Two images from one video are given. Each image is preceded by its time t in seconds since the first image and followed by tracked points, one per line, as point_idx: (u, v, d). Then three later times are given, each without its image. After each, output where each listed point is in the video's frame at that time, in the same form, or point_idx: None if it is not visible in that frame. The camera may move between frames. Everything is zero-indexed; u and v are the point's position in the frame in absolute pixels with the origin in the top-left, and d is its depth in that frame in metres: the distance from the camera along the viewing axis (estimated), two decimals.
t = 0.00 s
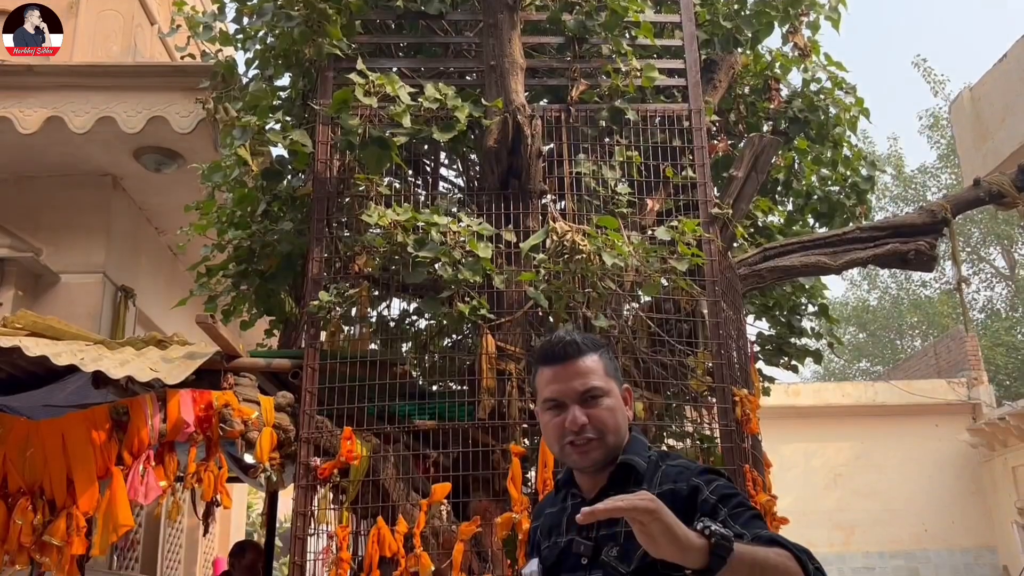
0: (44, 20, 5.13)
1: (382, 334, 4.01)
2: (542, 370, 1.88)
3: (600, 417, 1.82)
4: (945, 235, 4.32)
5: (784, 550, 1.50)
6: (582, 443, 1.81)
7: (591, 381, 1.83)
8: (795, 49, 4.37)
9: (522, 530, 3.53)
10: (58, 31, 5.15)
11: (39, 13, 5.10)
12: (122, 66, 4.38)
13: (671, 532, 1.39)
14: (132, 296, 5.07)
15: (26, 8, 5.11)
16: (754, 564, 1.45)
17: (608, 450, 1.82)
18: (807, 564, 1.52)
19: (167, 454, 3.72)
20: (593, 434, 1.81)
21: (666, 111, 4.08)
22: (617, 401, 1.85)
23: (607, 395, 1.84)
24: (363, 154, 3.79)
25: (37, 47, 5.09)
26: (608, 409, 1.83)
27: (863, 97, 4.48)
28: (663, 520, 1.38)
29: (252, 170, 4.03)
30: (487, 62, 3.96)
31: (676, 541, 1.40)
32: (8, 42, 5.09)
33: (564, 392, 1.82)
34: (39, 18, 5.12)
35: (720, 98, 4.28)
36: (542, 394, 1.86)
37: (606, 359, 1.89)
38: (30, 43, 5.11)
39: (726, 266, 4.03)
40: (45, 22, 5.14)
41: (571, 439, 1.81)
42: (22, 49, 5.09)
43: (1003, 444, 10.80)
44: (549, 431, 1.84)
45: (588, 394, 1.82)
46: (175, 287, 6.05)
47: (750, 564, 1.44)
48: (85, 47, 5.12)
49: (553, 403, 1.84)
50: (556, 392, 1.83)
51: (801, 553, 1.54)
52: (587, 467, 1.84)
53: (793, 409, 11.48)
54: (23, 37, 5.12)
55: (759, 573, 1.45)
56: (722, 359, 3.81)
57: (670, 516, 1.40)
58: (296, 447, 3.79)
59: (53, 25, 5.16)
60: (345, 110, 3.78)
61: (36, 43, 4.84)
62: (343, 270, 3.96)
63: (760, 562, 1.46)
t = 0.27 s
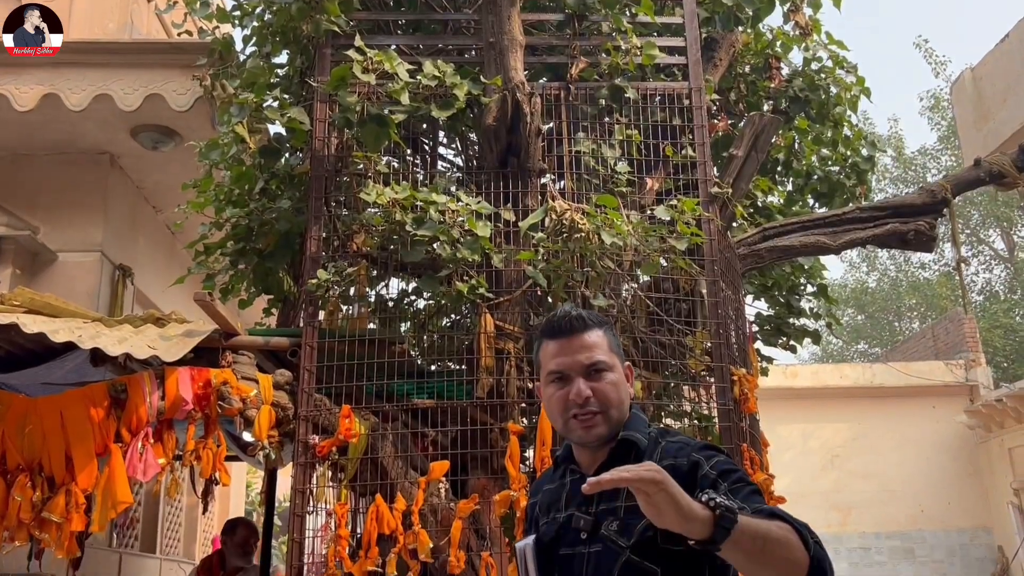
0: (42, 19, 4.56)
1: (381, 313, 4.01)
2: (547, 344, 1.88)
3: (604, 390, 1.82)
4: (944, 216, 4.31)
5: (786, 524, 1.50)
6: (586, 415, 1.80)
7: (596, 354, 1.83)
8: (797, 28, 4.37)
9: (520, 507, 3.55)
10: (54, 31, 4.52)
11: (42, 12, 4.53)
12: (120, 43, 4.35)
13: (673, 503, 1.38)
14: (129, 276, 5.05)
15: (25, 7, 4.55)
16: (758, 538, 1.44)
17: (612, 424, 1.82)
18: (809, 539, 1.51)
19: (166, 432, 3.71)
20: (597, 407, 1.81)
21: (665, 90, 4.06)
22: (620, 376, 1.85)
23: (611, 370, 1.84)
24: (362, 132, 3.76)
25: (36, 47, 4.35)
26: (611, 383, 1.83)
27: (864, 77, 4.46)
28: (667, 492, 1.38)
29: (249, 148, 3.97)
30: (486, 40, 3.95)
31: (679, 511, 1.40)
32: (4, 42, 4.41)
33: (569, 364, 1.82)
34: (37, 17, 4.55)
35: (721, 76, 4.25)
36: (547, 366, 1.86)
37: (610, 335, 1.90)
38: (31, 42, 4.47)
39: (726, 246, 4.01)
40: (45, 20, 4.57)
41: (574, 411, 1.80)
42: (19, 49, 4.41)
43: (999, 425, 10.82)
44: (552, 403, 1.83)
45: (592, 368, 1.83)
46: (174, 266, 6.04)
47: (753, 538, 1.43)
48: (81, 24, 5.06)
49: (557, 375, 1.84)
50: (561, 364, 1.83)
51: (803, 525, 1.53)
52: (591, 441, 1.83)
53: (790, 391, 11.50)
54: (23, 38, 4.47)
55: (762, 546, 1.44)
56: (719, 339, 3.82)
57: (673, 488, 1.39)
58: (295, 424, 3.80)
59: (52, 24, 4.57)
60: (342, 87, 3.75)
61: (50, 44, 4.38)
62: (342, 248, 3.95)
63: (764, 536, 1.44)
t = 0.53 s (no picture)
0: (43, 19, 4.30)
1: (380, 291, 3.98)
2: (547, 318, 1.88)
3: (604, 363, 1.81)
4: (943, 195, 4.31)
5: (787, 498, 1.50)
6: (586, 388, 1.80)
7: (596, 328, 1.83)
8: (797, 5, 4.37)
9: (518, 483, 3.55)
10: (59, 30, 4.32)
11: (41, 9, 4.24)
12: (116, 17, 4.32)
13: (678, 479, 1.40)
14: (127, 252, 5.02)
15: (24, 6, 4.25)
16: (760, 511, 1.44)
17: (611, 397, 1.82)
18: (810, 512, 1.51)
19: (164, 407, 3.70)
20: (596, 379, 1.81)
21: (665, 65, 4.03)
22: (620, 350, 1.84)
23: (611, 344, 1.84)
24: (359, 107, 3.74)
25: (36, 47, 4.26)
26: (611, 357, 1.82)
27: (865, 54, 4.43)
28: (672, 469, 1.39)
29: (246, 122, 3.96)
30: (484, 14, 3.90)
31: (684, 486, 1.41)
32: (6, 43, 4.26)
33: (569, 338, 1.82)
34: (37, 17, 4.28)
35: (722, 53, 4.22)
36: (547, 340, 1.86)
37: (610, 310, 1.89)
38: (30, 42, 4.28)
39: (724, 223, 4.00)
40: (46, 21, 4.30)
41: (574, 384, 1.80)
42: (22, 50, 4.29)
43: (996, 405, 10.88)
44: (552, 376, 1.83)
45: (592, 341, 1.82)
46: (170, 243, 6.02)
47: (754, 510, 1.43)
48: None
49: (557, 349, 1.84)
50: (561, 338, 1.83)
51: (804, 499, 1.52)
52: (591, 414, 1.83)
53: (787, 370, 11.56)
54: (23, 38, 4.29)
55: (763, 519, 1.44)
56: (718, 315, 3.84)
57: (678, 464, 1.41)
58: (292, 399, 3.79)
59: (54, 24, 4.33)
60: (340, 60, 3.72)
61: (49, 44, 4.28)
62: (339, 224, 3.93)
63: (765, 510, 1.44)
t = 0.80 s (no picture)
0: (44, 19, 4.26)
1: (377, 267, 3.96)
2: (546, 290, 1.88)
3: (602, 334, 1.80)
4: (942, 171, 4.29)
5: (784, 468, 1.48)
6: (583, 357, 1.79)
7: (594, 299, 1.82)
8: None
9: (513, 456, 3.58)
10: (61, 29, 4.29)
11: (41, 9, 4.22)
12: None
13: (675, 458, 1.40)
14: (123, 225, 5.02)
15: (25, 6, 4.24)
16: (757, 482, 1.43)
17: (609, 368, 1.80)
18: (807, 483, 1.49)
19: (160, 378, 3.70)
20: (594, 350, 1.80)
21: (665, 38, 4.01)
22: (619, 322, 1.83)
23: (610, 315, 1.82)
24: (356, 78, 3.71)
25: (37, 47, 4.27)
26: (610, 327, 1.81)
27: (867, 29, 4.40)
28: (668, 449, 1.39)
29: (242, 93, 3.99)
30: None
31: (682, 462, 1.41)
32: (7, 42, 4.28)
33: (568, 308, 1.82)
34: (39, 17, 4.25)
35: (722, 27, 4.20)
36: (546, 311, 1.85)
37: (610, 283, 1.88)
38: (31, 42, 4.26)
39: (723, 199, 3.98)
40: (47, 19, 4.28)
41: (572, 353, 1.79)
42: (23, 50, 4.29)
43: (991, 385, 11.08)
44: (550, 346, 1.82)
45: (591, 312, 1.81)
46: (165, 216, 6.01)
47: (752, 481, 1.43)
48: None
49: (556, 319, 1.83)
50: (559, 308, 1.82)
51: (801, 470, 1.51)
52: (589, 386, 1.81)
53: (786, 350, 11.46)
54: (24, 38, 4.28)
55: (760, 489, 1.43)
56: (715, 291, 3.81)
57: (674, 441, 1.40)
58: (288, 372, 3.78)
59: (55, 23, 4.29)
60: (336, 31, 3.68)
61: (49, 44, 4.26)
62: (336, 196, 3.91)
63: (763, 481, 1.44)
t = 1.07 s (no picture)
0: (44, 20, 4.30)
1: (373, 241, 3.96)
2: (545, 255, 1.87)
3: (599, 299, 1.78)
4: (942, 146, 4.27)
5: (768, 426, 1.48)
6: (580, 322, 1.77)
7: (592, 264, 1.80)
8: None
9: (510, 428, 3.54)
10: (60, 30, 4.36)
11: (41, 10, 4.25)
12: None
13: (648, 418, 1.37)
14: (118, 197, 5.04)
15: (24, 6, 4.24)
16: (739, 438, 1.42)
17: (606, 334, 1.79)
18: (790, 442, 1.50)
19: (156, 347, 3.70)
20: (591, 316, 1.78)
21: (665, 8, 3.98)
22: (616, 287, 1.81)
23: (608, 280, 1.81)
24: (353, 46, 3.67)
25: (37, 47, 4.43)
26: (607, 293, 1.79)
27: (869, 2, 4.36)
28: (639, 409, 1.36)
29: (239, 62, 3.96)
30: None
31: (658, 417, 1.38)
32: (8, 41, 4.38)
33: (565, 272, 1.80)
34: (39, 17, 4.28)
35: None
36: (544, 276, 1.84)
37: (609, 250, 1.87)
38: (31, 43, 4.39)
39: (722, 172, 3.95)
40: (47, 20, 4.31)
41: (569, 318, 1.77)
42: (23, 48, 4.43)
43: (987, 364, 11.14)
44: (547, 311, 1.81)
45: (589, 277, 1.80)
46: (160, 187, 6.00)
47: (734, 437, 1.42)
48: None
49: (554, 284, 1.82)
50: (557, 272, 1.81)
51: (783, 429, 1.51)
52: (585, 352, 1.80)
53: (782, 326, 11.59)
54: (24, 37, 4.37)
55: (742, 446, 1.43)
56: (713, 263, 3.82)
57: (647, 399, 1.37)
58: (285, 342, 3.76)
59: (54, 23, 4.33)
60: None
61: (50, 45, 4.41)
62: (332, 166, 3.89)
63: (745, 437, 1.43)
